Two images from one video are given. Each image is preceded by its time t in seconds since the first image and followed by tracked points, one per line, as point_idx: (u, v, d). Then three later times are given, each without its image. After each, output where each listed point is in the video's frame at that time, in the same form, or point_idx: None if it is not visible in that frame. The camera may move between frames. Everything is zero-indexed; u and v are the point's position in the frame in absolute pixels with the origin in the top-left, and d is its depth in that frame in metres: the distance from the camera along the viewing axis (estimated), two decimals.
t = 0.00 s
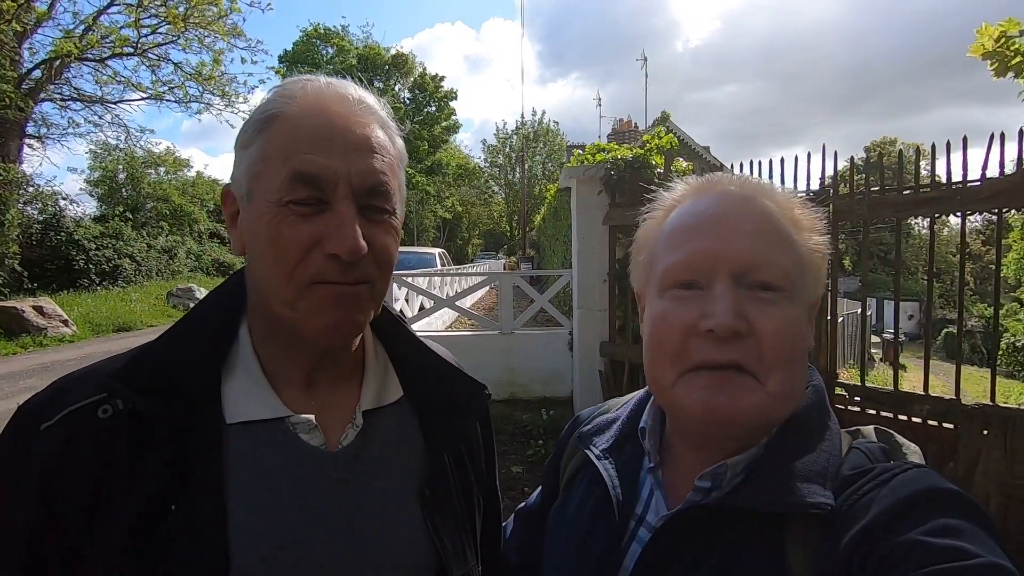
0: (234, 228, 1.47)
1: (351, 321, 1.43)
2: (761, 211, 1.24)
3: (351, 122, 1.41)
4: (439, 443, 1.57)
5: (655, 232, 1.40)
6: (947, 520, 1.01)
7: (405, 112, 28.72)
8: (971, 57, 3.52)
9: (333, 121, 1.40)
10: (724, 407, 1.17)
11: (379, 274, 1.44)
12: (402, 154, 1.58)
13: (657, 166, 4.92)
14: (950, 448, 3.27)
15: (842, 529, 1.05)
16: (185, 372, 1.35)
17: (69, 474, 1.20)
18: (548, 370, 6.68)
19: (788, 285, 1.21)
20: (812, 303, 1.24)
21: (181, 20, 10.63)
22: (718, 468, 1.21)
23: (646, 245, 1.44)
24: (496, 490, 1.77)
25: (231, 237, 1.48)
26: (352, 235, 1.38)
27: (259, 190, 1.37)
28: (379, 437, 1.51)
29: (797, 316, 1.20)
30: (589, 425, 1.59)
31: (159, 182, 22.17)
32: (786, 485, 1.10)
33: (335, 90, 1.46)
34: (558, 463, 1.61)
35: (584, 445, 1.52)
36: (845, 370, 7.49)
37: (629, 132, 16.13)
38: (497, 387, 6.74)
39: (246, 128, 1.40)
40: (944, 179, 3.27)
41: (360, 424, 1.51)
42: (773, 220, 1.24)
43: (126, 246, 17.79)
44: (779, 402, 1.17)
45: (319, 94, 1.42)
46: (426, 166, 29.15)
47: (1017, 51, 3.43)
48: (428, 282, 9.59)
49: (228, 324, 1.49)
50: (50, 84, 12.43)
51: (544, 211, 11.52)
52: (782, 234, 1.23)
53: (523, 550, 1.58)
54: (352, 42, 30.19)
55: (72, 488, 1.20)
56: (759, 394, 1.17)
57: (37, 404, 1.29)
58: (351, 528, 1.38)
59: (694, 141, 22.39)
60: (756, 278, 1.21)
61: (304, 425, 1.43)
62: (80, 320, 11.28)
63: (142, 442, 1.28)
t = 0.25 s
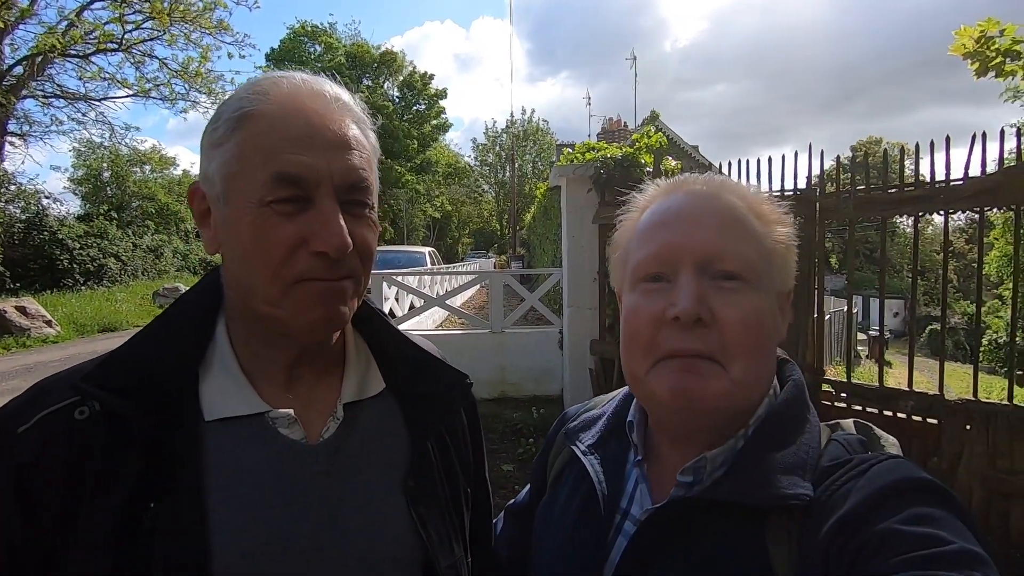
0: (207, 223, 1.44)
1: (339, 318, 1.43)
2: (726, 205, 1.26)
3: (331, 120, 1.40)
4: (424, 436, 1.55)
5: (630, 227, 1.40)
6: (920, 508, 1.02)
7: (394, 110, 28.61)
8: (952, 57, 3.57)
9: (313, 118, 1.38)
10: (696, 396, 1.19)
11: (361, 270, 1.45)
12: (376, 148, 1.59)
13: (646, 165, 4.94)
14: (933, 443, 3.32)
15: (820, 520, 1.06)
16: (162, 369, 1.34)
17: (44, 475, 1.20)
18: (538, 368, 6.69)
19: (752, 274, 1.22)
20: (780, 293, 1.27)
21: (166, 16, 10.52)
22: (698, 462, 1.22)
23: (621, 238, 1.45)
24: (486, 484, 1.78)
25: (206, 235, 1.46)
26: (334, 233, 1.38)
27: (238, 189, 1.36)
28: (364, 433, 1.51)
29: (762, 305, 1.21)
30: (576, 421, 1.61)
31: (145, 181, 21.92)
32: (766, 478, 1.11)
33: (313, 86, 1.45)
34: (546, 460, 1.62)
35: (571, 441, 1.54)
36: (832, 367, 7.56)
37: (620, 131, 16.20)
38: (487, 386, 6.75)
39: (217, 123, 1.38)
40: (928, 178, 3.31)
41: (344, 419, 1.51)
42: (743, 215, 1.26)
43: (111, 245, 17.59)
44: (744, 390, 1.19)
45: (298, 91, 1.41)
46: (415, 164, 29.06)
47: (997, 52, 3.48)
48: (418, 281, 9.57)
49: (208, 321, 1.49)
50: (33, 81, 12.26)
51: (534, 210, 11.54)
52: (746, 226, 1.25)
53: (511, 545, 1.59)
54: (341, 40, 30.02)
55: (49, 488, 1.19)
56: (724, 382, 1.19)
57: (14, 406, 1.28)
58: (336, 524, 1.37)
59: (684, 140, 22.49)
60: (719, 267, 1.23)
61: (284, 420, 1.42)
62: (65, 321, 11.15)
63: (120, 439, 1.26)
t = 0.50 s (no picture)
0: (194, 219, 1.44)
1: (324, 316, 1.40)
2: (715, 202, 1.27)
3: (313, 113, 1.38)
4: (421, 439, 1.54)
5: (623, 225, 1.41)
6: (918, 507, 1.02)
7: (385, 108, 28.50)
8: (938, 61, 3.59)
9: (295, 109, 1.36)
10: (687, 392, 1.19)
11: (346, 267, 1.42)
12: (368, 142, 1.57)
13: (638, 165, 4.94)
14: (923, 441, 3.35)
15: (819, 519, 1.06)
16: (153, 375, 1.32)
17: (25, 484, 1.16)
18: (530, 367, 6.69)
19: (742, 268, 1.22)
20: (773, 290, 1.27)
21: (154, 11, 10.39)
22: (693, 461, 1.24)
23: (616, 236, 1.45)
24: (486, 490, 1.77)
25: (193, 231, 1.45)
26: (314, 228, 1.36)
27: (220, 183, 1.35)
28: (360, 437, 1.50)
29: (752, 299, 1.21)
30: (571, 422, 1.60)
31: (132, 178, 21.68)
32: (764, 478, 1.11)
33: (299, 77, 1.43)
34: (540, 462, 1.62)
35: (565, 443, 1.53)
36: (822, 365, 7.61)
37: (611, 131, 16.24)
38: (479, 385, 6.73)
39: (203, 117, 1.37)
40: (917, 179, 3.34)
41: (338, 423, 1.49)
42: (733, 211, 1.26)
43: (97, 243, 17.39)
44: (734, 384, 1.19)
45: (280, 83, 1.39)
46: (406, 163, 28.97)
47: (983, 55, 3.51)
48: (410, 279, 9.54)
49: (197, 327, 1.47)
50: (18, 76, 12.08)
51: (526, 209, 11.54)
52: (736, 221, 1.25)
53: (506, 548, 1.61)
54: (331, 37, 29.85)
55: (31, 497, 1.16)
56: (714, 377, 1.18)
57: None
58: (332, 529, 1.36)
59: (675, 140, 22.58)
60: (708, 262, 1.23)
61: (277, 427, 1.41)
62: (51, 320, 11.00)
63: (103, 451, 1.24)
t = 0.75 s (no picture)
0: (191, 212, 1.43)
1: (316, 317, 1.39)
2: (719, 202, 1.26)
3: (314, 112, 1.36)
4: (420, 438, 1.53)
5: (629, 222, 1.41)
6: (913, 505, 1.02)
7: (381, 106, 28.43)
8: (930, 65, 3.60)
9: (295, 109, 1.35)
10: (676, 390, 1.19)
11: (342, 268, 1.40)
12: (373, 141, 1.55)
13: (634, 164, 4.94)
14: (915, 440, 3.37)
15: (816, 515, 1.07)
16: (148, 374, 1.31)
17: (17, 479, 1.15)
18: (525, 366, 6.68)
19: (739, 271, 1.22)
20: (772, 293, 1.26)
21: (146, 5, 10.29)
22: (691, 457, 1.23)
23: (621, 232, 1.45)
24: (483, 490, 1.78)
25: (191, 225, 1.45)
26: (309, 229, 1.34)
27: (215, 179, 1.35)
28: (357, 434, 1.50)
29: (749, 303, 1.21)
30: (568, 420, 1.60)
31: (125, 174, 21.53)
32: (764, 475, 1.12)
33: (302, 75, 1.42)
34: (535, 460, 1.62)
35: (562, 441, 1.53)
36: (816, 365, 7.65)
37: (607, 131, 16.28)
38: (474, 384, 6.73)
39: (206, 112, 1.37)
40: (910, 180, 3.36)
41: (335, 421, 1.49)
42: (735, 212, 1.26)
43: (90, 240, 17.27)
44: (724, 386, 1.19)
45: (279, 81, 1.37)
46: (402, 161, 28.91)
47: (974, 59, 3.52)
48: (405, 278, 9.52)
49: (191, 323, 1.46)
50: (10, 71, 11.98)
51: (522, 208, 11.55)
52: (737, 223, 1.25)
53: (500, 545, 1.63)
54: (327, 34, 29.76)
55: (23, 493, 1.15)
56: (704, 375, 1.18)
57: None
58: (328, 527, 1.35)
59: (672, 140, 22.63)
60: (702, 265, 1.23)
61: (275, 424, 1.40)
62: (42, 317, 10.92)
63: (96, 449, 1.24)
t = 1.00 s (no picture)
0: (206, 203, 1.44)
1: (327, 316, 1.40)
2: (720, 207, 1.15)
3: (334, 112, 1.35)
4: (427, 432, 1.55)
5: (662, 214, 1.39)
6: (937, 512, 1.02)
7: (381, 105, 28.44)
8: (927, 71, 3.60)
9: (314, 108, 1.34)
10: (628, 387, 1.22)
11: (356, 267, 1.41)
12: (390, 140, 1.55)
13: (633, 164, 4.93)
14: (913, 441, 3.38)
15: (837, 516, 1.06)
16: (161, 361, 1.31)
17: (32, 463, 1.16)
18: (524, 365, 6.69)
19: (716, 285, 1.13)
20: (778, 308, 1.13)
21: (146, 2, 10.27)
22: (709, 451, 1.21)
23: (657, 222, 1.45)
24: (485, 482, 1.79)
25: (206, 215, 1.46)
26: (328, 228, 1.35)
27: (233, 175, 1.34)
28: (364, 427, 1.50)
29: (721, 318, 1.12)
30: (585, 411, 1.59)
31: (124, 171, 21.49)
32: (788, 474, 1.11)
33: (320, 73, 1.41)
34: (551, 449, 1.61)
35: (579, 431, 1.52)
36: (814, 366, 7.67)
37: (607, 131, 16.30)
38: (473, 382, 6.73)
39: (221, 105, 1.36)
40: (909, 183, 3.37)
41: (343, 412, 1.49)
42: (743, 214, 1.14)
43: (88, 236, 17.25)
44: (672, 394, 1.16)
45: (297, 79, 1.36)
46: (401, 160, 28.94)
47: (972, 64, 3.53)
48: (404, 276, 9.52)
49: (205, 310, 1.46)
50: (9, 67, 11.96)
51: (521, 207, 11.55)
52: (728, 232, 1.13)
53: (507, 539, 1.58)
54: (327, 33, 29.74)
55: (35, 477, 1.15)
56: (655, 380, 1.18)
57: None
58: (333, 521, 1.37)
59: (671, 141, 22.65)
60: (680, 273, 1.17)
61: (286, 413, 1.40)
62: (40, 313, 10.89)
63: (111, 434, 1.24)
